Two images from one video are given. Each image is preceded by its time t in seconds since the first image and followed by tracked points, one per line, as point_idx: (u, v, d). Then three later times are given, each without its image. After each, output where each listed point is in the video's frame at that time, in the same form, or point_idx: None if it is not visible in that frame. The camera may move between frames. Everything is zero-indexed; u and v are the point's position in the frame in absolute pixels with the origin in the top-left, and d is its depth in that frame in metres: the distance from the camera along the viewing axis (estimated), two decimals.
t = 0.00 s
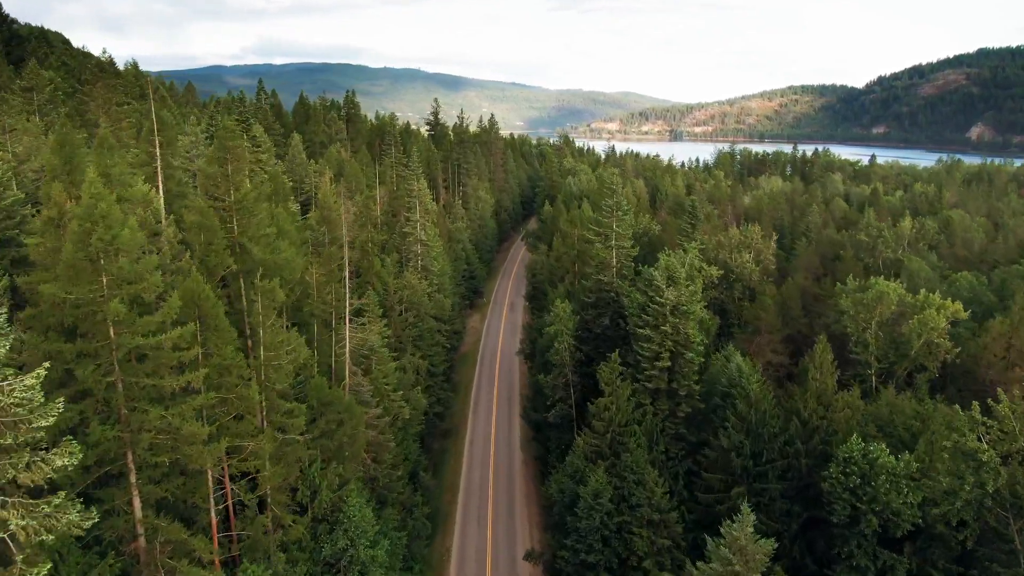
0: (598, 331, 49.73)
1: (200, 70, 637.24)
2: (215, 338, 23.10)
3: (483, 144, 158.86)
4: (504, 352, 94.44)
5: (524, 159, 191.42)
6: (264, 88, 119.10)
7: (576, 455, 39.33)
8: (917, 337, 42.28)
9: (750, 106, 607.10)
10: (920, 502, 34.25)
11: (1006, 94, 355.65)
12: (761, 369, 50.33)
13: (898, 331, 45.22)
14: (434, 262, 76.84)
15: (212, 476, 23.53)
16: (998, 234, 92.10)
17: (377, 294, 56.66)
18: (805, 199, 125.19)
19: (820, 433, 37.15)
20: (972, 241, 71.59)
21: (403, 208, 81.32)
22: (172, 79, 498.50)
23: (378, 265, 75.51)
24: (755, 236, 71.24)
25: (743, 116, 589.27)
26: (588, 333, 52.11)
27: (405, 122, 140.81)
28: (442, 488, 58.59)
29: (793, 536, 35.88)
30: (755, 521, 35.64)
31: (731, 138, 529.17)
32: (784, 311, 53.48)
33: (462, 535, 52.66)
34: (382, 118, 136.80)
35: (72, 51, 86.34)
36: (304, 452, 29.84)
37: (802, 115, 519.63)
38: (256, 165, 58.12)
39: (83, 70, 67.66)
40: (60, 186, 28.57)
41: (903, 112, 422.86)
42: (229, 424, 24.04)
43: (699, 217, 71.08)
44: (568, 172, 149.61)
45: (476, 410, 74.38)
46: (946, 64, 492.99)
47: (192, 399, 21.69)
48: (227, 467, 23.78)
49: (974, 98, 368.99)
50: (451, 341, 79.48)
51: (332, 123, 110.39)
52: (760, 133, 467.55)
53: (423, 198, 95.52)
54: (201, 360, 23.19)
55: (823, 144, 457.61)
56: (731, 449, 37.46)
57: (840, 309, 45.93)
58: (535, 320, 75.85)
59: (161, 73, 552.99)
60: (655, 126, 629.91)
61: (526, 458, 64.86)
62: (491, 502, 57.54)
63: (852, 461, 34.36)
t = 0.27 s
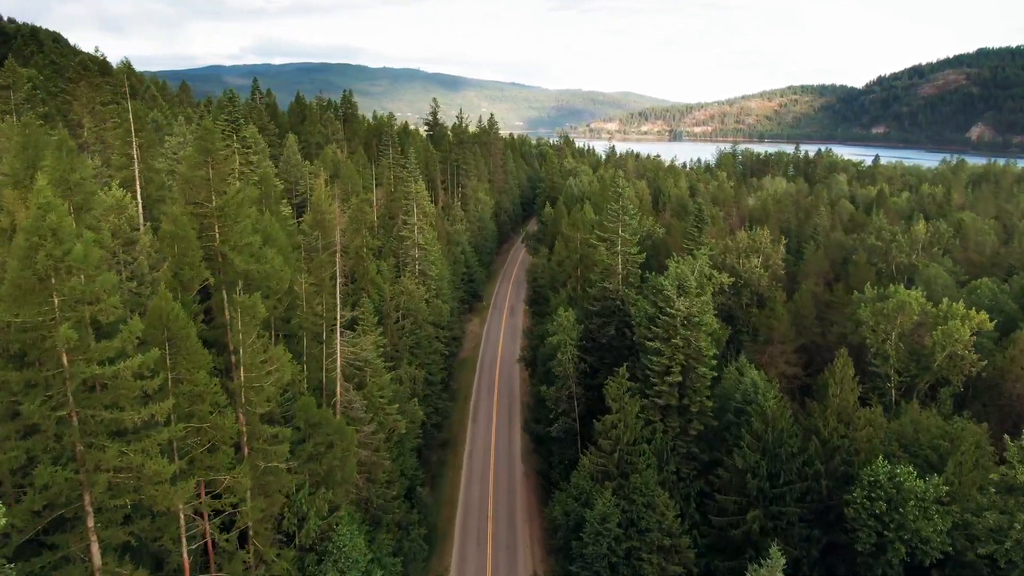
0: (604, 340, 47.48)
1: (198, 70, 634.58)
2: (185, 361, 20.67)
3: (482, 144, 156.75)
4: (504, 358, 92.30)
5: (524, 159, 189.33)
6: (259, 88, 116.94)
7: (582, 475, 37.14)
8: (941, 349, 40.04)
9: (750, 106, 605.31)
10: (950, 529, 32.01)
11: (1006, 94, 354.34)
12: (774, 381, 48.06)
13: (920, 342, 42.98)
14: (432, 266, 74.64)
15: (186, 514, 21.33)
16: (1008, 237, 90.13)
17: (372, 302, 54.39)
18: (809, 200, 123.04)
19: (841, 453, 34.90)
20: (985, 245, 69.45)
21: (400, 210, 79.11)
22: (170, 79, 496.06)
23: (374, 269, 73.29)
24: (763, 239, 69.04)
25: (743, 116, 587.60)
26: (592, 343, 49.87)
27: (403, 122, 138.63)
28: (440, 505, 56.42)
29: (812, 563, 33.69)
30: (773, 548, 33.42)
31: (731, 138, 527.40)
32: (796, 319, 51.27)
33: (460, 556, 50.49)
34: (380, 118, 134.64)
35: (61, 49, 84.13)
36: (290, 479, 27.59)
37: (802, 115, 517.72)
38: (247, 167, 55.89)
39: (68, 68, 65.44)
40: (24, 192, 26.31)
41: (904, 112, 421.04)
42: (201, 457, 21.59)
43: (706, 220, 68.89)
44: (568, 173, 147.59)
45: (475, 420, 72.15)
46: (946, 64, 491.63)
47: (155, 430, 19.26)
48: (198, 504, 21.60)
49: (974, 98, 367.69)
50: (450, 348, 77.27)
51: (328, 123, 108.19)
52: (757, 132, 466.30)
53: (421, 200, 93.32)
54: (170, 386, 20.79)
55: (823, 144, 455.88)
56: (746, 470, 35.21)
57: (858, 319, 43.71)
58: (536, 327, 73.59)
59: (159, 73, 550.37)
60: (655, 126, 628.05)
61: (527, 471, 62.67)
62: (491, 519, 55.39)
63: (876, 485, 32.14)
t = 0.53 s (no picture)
0: (610, 351, 45.18)
1: (196, 70, 631.96)
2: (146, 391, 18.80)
3: (481, 144, 154.55)
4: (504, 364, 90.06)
5: (523, 159, 187.19)
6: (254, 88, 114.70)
7: (588, 498, 34.76)
8: (968, 362, 37.70)
9: (750, 106, 603.48)
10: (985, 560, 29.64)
11: (1006, 94, 353.06)
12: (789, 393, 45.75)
13: (944, 353, 40.69)
14: (430, 270, 72.37)
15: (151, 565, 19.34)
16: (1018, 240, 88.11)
17: (366, 310, 52.08)
18: (813, 202, 120.95)
19: (865, 476, 32.61)
20: (1000, 249, 67.18)
21: (397, 212, 76.73)
22: (167, 79, 493.66)
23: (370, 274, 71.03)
24: (772, 243, 66.75)
25: (743, 116, 585.79)
26: (597, 354, 47.49)
27: (400, 122, 136.21)
28: (438, 521, 54.18)
29: None
30: None
31: (730, 138, 525.61)
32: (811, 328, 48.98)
33: None
34: (377, 118, 132.41)
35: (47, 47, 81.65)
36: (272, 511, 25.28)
37: (801, 115, 515.98)
38: (236, 170, 53.62)
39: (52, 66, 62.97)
40: None
41: (903, 112, 419.36)
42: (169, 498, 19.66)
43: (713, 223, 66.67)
44: (569, 174, 145.43)
45: (474, 431, 69.88)
46: (946, 64, 490.26)
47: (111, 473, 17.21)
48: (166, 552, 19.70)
49: (974, 98, 366.37)
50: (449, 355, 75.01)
51: (324, 123, 105.95)
52: (757, 132, 464.15)
53: (419, 202, 91.00)
54: (128, 420, 18.89)
55: (823, 144, 454.06)
56: (765, 494, 32.85)
57: (879, 331, 41.33)
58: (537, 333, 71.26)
59: (157, 73, 547.74)
60: (654, 126, 626.03)
61: (528, 484, 60.35)
62: (491, 537, 53.17)
63: (906, 512, 29.82)
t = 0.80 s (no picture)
0: (617, 366, 42.68)
1: (194, 70, 629.21)
2: (91, 436, 17.39)
3: (481, 145, 152.07)
4: (503, 372, 87.55)
5: (523, 160, 184.79)
6: (248, 88, 112.22)
7: (595, 529, 32.19)
8: (1003, 380, 35.10)
9: (749, 105, 601.08)
10: None
11: (1006, 94, 351.16)
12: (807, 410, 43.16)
13: (974, 369, 38.12)
14: (428, 276, 69.89)
15: None
16: None
17: (360, 320, 49.57)
18: (818, 204, 118.54)
19: (898, 507, 30.00)
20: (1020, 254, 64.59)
21: (393, 216, 74.15)
22: (165, 80, 491.05)
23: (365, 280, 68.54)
24: (782, 248, 64.18)
25: (742, 116, 583.43)
26: (603, 369, 44.96)
27: (397, 122, 133.68)
28: (434, 543, 51.65)
29: None
30: None
31: (730, 138, 523.47)
32: (828, 339, 46.45)
33: None
34: (375, 119, 130.01)
35: (32, 46, 78.96)
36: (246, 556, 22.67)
37: (801, 115, 513.92)
38: (224, 173, 51.17)
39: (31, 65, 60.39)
40: None
41: (904, 112, 417.32)
42: (119, 556, 18.09)
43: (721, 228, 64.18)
44: (569, 175, 143.05)
45: (473, 444, 67.37)
46: (946, 64, 488.23)
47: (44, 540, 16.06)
48: None
49: (975, 97, 364.35)
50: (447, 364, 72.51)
51: (319, 124, 103.51)
52: (756, 132, 461.76)
53: (416, 204, 88.58)
54: (72, 467, 17.44)
55: (823, 143, 451.68)
56: (788, 526, 30.26)
57: (905, 345, 38.75)
58: (539, 342, 68.72)
59: (156, 72, 544.44)
60: (653, 126, 623.60)
61: (529, 501, 57.82)
62: (491, 559, 50.61)
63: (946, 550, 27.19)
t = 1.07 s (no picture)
0: (624, 379, 40.42)
1: (191, 70, 625.88)
2: (28, 491, 17.59)
3: (480, 146, 149.87)
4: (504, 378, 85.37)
5: (523, 161, 182.59)
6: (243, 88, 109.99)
7: (604, 559, 29.92)
8: None
9: (748, 105, 599.18)
10: None
11: (1006, 94, 349.66)
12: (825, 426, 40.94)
13: (1003, 385, 35.98)
14: (426, 282, 67.72)
15: None
16: None
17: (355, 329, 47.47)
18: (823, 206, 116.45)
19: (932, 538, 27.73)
20: None
21: (390, 219, 71.92)
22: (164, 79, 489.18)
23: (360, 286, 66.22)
24: (793, 253, 62.00)
25: (742, 116, 581.38)
26: (610, 382, 42.77)
27: (395, 122, 131.39)
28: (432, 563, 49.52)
29: None
30: None
31: (729, 138, 521.54)
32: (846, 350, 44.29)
33: None
34: (372, 119, 127.86)
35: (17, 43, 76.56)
36: None
37: (801, 115, 512.25)
38: (212, 175, 48.90)
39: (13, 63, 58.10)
40: None
41: (903, 112, 415.61)
42: None
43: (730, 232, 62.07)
44: (570, 177, 140.94)
45: (472, 456, 65.25)
46: (945, 64, 486.71)
47: None
48: None
49: (975, 97, 362.77)
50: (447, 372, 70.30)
51: (315, 124, 101.33)
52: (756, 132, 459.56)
53: (415, 207, 86.41)
54: (5, 526, 17.36)
55: (823, 143, 449.55)
56: (813, 558, 28.00)
57: (931, 359, 36.57)
58: (541, 350, 66.54)
59: (152, 72, 541.32)
60: (652, 126, 621.35)
61: (531, 516, 55.70)
62: None
63: None
